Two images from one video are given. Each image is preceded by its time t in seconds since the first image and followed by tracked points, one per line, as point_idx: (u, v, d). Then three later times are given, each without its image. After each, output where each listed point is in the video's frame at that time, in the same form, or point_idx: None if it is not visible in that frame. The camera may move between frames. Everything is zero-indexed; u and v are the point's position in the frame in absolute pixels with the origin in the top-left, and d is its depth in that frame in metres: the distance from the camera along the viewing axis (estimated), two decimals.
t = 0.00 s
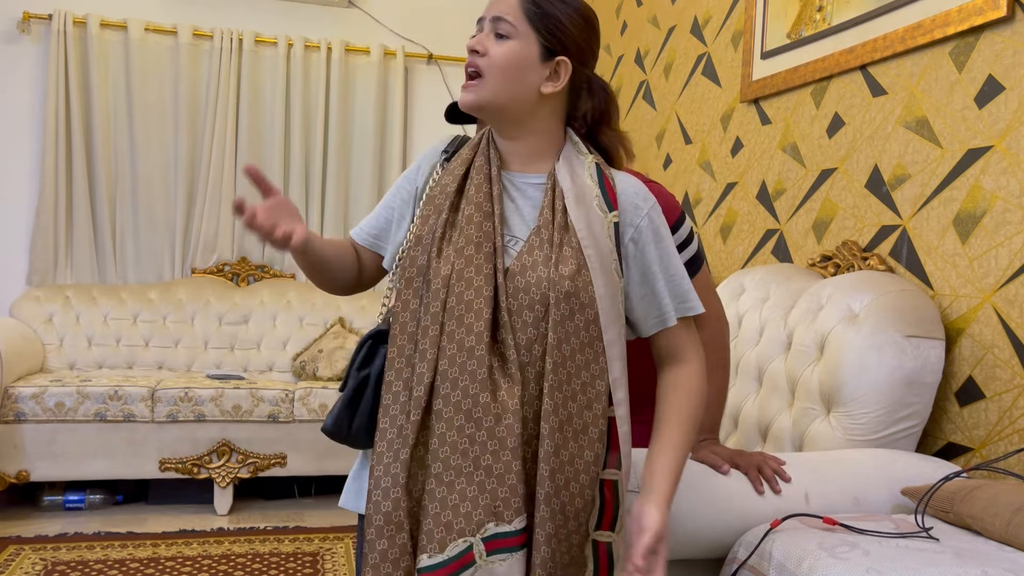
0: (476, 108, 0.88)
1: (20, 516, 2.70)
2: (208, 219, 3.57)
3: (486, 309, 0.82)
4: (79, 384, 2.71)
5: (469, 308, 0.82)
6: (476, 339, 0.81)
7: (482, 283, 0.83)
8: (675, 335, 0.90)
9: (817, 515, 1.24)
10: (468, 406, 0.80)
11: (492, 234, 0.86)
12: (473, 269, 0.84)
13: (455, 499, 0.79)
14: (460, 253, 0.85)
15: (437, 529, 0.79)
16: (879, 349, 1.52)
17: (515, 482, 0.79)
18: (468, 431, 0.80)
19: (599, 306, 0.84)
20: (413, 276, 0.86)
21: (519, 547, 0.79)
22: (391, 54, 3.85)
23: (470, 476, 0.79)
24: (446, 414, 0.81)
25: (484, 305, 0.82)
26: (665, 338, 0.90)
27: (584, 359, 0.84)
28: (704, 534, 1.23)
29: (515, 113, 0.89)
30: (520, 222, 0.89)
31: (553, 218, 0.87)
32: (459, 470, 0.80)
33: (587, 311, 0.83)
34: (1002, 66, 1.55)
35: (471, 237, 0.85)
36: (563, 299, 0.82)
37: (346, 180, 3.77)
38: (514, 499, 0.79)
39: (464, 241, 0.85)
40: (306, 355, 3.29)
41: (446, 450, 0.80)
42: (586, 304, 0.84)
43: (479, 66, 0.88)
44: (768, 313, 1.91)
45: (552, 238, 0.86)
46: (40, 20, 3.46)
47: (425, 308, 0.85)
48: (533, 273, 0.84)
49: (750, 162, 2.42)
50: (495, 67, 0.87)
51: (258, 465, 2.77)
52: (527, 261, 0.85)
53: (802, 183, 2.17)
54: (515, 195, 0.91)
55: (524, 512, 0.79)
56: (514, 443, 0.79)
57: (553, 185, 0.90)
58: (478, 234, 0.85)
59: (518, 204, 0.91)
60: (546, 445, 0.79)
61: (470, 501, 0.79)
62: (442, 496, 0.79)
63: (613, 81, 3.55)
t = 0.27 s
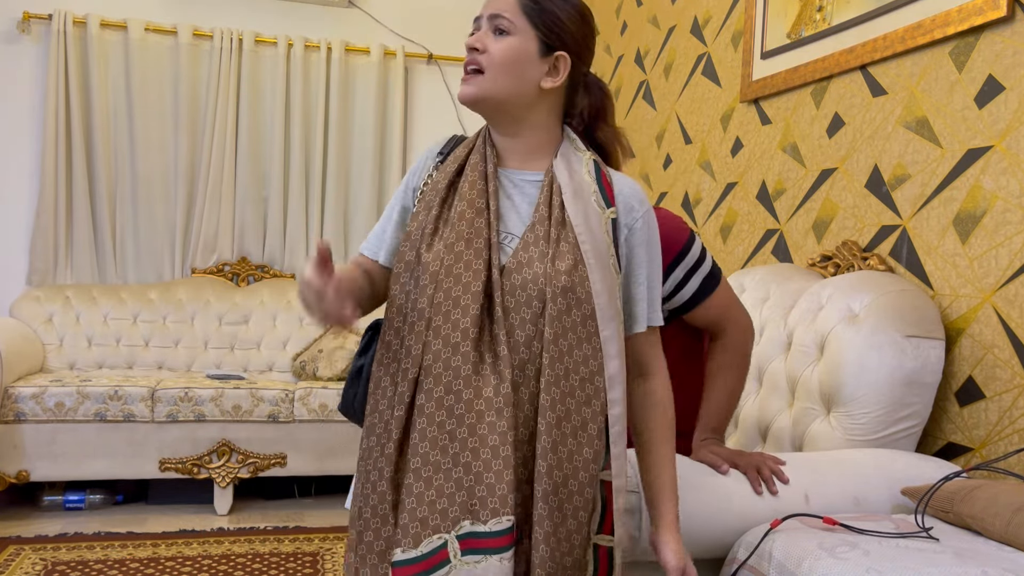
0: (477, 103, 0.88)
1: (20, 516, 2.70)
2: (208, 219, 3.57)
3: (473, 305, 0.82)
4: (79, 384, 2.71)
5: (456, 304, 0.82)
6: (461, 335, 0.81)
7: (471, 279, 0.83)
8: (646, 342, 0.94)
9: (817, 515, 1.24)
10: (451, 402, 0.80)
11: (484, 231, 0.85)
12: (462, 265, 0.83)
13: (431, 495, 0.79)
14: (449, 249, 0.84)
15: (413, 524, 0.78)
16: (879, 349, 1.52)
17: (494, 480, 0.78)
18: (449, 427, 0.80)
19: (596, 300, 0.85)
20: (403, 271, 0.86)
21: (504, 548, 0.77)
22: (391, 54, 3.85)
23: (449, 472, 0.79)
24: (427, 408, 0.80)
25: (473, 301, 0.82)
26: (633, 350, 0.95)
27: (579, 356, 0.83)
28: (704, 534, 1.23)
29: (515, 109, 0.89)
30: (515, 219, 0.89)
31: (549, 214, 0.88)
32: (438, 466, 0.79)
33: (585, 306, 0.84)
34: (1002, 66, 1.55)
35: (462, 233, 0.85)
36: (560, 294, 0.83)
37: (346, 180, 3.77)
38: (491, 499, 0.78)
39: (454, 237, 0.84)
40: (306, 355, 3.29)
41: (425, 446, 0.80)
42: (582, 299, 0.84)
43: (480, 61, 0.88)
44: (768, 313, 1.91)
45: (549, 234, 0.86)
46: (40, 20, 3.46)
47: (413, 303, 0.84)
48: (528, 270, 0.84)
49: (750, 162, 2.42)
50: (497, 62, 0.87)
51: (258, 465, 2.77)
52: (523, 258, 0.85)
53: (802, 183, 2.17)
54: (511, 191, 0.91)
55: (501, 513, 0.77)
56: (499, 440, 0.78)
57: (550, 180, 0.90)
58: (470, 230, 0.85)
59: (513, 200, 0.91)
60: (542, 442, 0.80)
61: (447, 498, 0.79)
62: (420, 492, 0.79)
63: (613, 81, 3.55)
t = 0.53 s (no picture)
0: (490, 98, 0.87)
1: (20, 516, 2.69)
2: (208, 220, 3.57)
3: (473, 304, 0.82)
4: (79, 384, 2.71)
5: (456, 303, 0.82)
6: (461, 334, 0.81)
7: (472, 279, 0.82)
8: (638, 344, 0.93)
9: (816, 515, 1.24)
10: (451, 401, 0.80)
11: (484, 230, 0.85)
12: (462, 263, 0.83)
13: (432, 495, 0.79)
14: (449, 248, 0.83)
15: (414, 525, 0.78)
16: (879, 349, 1.52)
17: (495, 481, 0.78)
18: (450, 427, 0.80)
19: (599, 295, 0.85)
20: (402, 271, 0.85)
21: (508, 549, 0.77)
22: (391, 54, 3.85)
23: (451, 472, 0.79)
24: (428, 408, 0.80)
25: (472, 300, 0.82)
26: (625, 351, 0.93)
27: (582, 353, 0.83)
28: (704, 534, 1.23)
29: (526, 108, 0.89)
30: (516, 218, 0.89)
31: (551, 212, 0.88)
32: (438, 466, 0.79)
33: (587, 303, 0.84)
34: (1002, 66, 1.55)
35: (461, 232, 0.84)
36: (565, 290, 0.83)
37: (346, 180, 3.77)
38: (491, 499, 0.78)
39: (454, 236, 0.84)
40: (306, 355, 3.29)
41: (426, 446, 0.80)
42: (585, 296, 0.84)
43: (497, 57, 0.88)
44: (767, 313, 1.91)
45: (551, 231, 0.86)
46: (40, 20, 3.46)
47: (413, 302, 0.84)
48: (531, 269, 0.84)
49: (750, 162, 2.42)
50: (516, 59, 0.87)
51: (258, 465, 2.77)
52: (526, 256, 0.85)
53: (802, 183, 2.17)
54: (512, 190, 0.91)
55: (501, 514, 0.77)
56: (499, 439, 0.79)
57: (552, 178, 0.90)
58: (469, 229, 0.85)
59: (514, 199, 0.90)
60: (548, 438, 0.80)
61: (448, 498, 0.79)
62: (421, 492, 0.79)
63: (614, 81, 3.55)
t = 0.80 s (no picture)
0: (487, 93, 0.86)
1: (20, 516, 2.69)
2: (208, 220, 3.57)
3: (469, 308, 0.81)
4: (79, 384, 2.71)
5: (453, 308, 0.82)
6: (458, 338, 0.81)
7: (468, 284, 0.82)
8: (632, 345, 0.93)
9: (816, 515, 1.24)
10: (449, 406, 0.80)
11: (479, 234, 0.85)
12: (457, 268, 0.83)
13: (431, 500, 0.78)
14: (444, 254, 0.83)
15: (415, 530, 0.78)
16: (879, 349, 1.52)
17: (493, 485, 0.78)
18: (448, 431, 0.79)
19: (585, 300, 0.84)
20: (401, 277, 0.86)
21: (508, 554, 0.77)
22: (391, 54, 3.85)
23: (449, 476, 0.79)
24: (426, 413, 0.80)
25: (467, 304, 0.82)
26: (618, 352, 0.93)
27: (576, 356, 0.83)
28: (704, 534, 1.23)
29: (523, 107, 0.88)
30: (512, 221, 0.89)
31: (546, 215, 0.88)
32: (438, 471, 0.79)
33: (581, 305, 0.84)
34: (1002, 66, 1.55)
35: (457, 238, 0.84)
36: (559, 293, 0.83)
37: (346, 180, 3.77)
38: (490, 504, 0.77)
39: (449, 241, 0.84)
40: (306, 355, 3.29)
41: (425, 450, 0.80)
42: (577, 299, 0.84)
43: (497, 53, 0.87)
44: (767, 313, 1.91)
45: (545, 235, 0.86)
46: (40, 20, 3.46)
47: (410, 308, 0.84)
48: (528, 272, 0.84)
49: (750, 162, 2.42)
50: (515, 56, 0.86)
51: (258, 465, 2.77)
52: (521, 260, 0.85)
53: (802, 183, 2.17)
54: (509, 194, 0.91)
55: (500, 518, 0.77)
56: (497, 443, 0.78)
57: (547, 181, 0.90)
58: (464, 234, 0.84)
59: (511, 202, 0.90)
60: (545, 441, 0.80)
61: (447, 503, 0.78)
62: (421, 497, 0.79)
63: (614, 81, 3.55)
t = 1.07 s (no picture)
0: (479, 98, 0.86)
1: (20, 516, 2.69)
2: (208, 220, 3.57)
3: (466, 317, 0.82)
4: (79, 384, 2.71)
5: (449, 316, 0.82)
6: (455, 347, 0.81)
7: (465, 291, 0.83)
8: (638, 345, 0.92)
9: (816, 515, 1.24)
10: (444, 414, 0.80)
11: (476, 242, 0.85)
12: (454, 276, 0.83)
13: (426, 506, 0.79)
14: (442, 262, 0.84)
15: (409, 536, 0.79)
16: (879, 349, 1.52)
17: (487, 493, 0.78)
18: (443, 439, 0.80)
19: (583, 306, 0.84)
20: (399, 284, 0.86)
21: (502, 560, 0.77)
22: (391, 53, 3.85)
23: (444, 484, 0.79)
24: (422, 421, 0.80)
25: (465, 313, 0.82)
26: (621, 354, 0.92)
27: (575, 362, 0.83)
28: (703, 534, 1.23)
29: (518, 111, 0.88)
30: (510, 228, 0.89)
31: (543, 221, 0.88)
32: (432, 478, 0.79)
33: (579, 312, 0.84)
34: (1002, 66, 1.55)
35: (455, 246, 0.84)
36: (557, 300, 0.83)
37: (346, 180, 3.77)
38: (484, 511, 0.78)
39: (447, 249, 0.84)
40: (306, 355, 3.30)
41: (420, 457, 0.80)
42: (575, 305, 0.84)
43: (489, 56, 0.87)
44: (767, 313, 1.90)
45: (543, 241, 0.86)
46: (40, 20, 3.46)
47: (408, 316, 0.84)
48: (526, 278, 0.84)
49: (750, 162, 2.42)
50: (508, 60, 0.86)
51: (258, 465, 2.77)
52: (519, 267, 0.85)
53: (802, 183, 2.17)
54: (506, 201, 0.91)
55: (494, 524, 0.77)
56: (492, 450, 0.79)
57: (544, 187, 0.90)
58: (462, 242, 0.85)
59: (508, 209, 0.91)
60: (545, 446, 0.80)
61: (441, 509, 0.79)
62: (416, 504, 0.79)
63: (613, 81, 3.55)
